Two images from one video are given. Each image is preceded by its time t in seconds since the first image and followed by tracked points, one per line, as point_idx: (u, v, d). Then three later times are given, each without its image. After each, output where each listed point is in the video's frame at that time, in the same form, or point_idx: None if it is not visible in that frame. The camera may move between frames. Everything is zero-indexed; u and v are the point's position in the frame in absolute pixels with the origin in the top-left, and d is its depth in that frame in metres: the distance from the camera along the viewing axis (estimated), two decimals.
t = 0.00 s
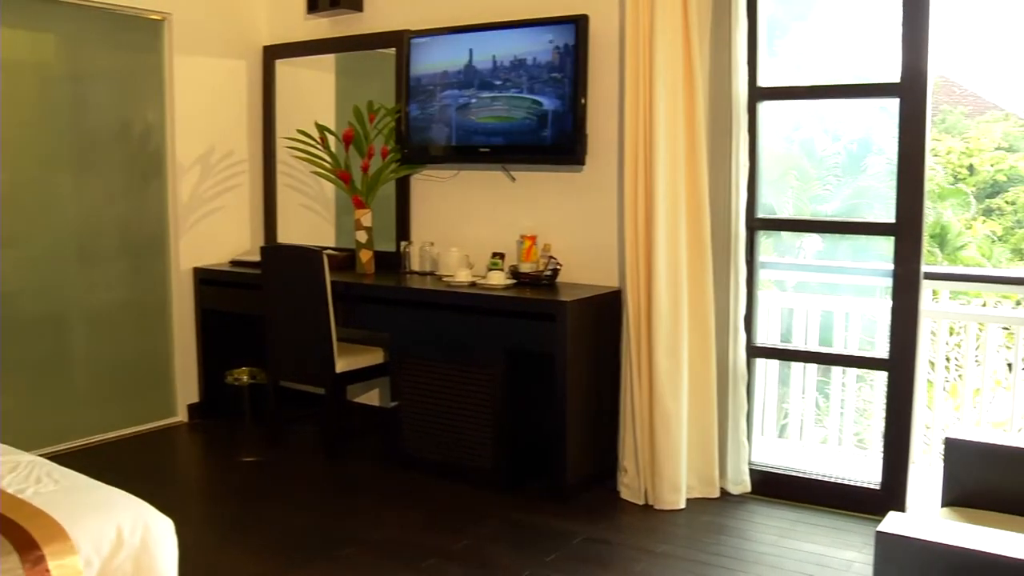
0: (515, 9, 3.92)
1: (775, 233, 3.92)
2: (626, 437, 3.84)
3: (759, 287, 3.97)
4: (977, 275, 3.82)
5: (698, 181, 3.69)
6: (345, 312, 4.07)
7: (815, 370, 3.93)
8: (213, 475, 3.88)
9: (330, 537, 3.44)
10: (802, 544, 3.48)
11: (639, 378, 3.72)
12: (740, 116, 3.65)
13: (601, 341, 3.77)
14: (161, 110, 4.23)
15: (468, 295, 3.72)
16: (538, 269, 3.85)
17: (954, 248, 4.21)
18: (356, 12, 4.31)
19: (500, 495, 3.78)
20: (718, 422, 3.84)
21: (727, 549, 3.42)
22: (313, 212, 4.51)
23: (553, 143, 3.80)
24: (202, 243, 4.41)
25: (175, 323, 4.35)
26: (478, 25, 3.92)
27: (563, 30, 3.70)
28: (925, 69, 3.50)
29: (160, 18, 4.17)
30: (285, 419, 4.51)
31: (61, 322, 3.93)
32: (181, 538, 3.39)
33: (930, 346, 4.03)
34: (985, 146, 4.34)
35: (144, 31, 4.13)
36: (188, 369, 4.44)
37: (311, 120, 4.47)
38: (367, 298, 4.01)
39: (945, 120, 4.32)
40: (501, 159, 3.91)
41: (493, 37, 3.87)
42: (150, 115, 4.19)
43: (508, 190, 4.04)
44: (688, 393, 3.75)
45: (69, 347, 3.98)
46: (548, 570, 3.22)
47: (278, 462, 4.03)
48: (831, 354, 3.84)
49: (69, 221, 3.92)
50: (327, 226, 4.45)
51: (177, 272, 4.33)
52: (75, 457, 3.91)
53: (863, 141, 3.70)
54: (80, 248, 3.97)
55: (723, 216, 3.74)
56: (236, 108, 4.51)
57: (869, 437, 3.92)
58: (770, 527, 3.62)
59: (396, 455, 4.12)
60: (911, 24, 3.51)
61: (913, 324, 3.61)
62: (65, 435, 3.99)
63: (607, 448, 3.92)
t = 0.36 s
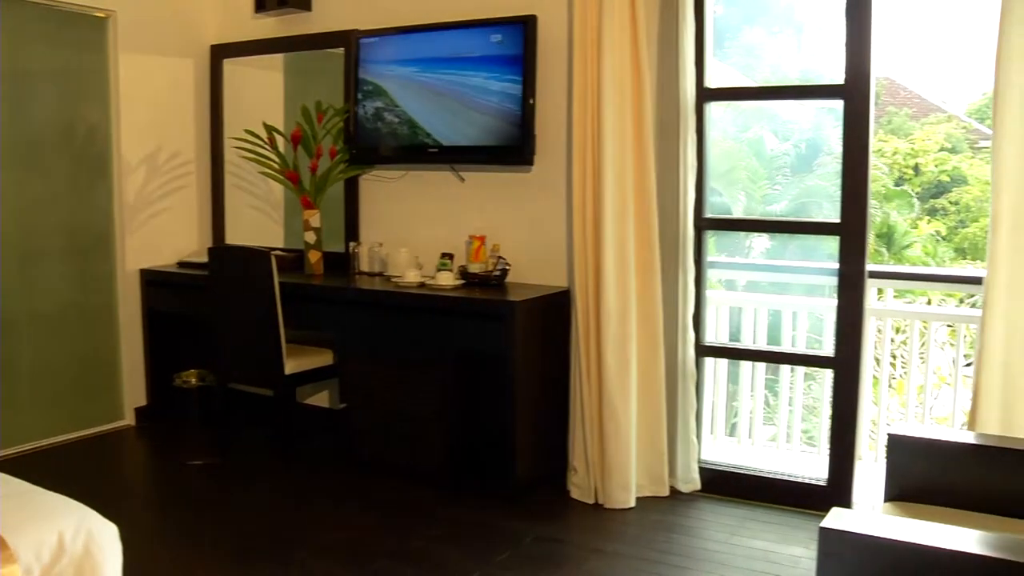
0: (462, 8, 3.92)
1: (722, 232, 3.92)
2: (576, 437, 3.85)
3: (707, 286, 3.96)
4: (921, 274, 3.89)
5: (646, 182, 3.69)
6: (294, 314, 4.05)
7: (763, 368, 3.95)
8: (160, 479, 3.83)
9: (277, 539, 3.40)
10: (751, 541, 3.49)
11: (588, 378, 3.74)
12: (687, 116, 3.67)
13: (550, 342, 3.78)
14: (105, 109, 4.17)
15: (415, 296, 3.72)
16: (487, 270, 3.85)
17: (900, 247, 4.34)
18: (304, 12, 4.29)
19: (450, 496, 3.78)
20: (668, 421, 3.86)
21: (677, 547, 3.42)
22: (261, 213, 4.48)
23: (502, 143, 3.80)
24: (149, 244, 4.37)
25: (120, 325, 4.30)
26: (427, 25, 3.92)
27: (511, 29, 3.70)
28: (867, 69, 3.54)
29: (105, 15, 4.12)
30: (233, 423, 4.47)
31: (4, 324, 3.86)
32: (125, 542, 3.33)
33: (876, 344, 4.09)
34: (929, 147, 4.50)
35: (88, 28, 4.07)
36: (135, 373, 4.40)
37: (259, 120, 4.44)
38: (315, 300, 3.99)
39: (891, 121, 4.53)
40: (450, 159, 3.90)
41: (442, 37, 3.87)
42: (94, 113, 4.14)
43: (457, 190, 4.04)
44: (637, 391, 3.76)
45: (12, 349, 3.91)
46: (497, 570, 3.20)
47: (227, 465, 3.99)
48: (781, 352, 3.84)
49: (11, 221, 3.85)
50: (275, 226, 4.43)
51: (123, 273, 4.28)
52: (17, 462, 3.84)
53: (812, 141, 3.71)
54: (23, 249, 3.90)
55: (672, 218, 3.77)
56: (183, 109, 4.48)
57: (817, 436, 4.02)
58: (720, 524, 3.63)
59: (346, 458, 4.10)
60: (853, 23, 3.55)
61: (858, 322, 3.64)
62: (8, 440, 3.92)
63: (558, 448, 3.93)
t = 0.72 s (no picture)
0: (405, 8, 3.91)
1: (665, 232, 3.94)
2: (522, 437, 3.85)
3: (652, 284, 3.97)
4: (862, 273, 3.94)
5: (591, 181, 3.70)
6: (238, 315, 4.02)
7: (708, 366, 3.96)
8: (102, 484, 3.78)
9: (220, 541, 3.36)
10: (696, 538, 3.51)
11: (533, 376, 3.75)
12: (631, 116, 3.68)
13: (496, 341, 3.78)
14: (43, 106, 4.11)
15: (359, 299, 3.67)
16: (432, 270, 3.85)
17: (844, 247, 4.46)
18: (248, 11, 4.26)
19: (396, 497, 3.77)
20: (613, 420, 3.87)
21: (623, 545, 3.43)
22: (205, 215, 4.45)
23: (447, 143, 3.80)
24: (91, 245, 4.32)
25: (59, 327, 4.25)
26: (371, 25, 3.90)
27: (456, 29, 3.70)
28: (807, 69, 3.58)
29: (41, 11, 4.05)
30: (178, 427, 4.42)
31: None
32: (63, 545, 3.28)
33: (820, 342, 4.12)
34: (872, 148, 4.62)
35: (23, 24, 4.01)
36: (75, 376, 4.34)
37: (201, 120, 4.40)
38: (259, 302, 3.96)
39: (835, 122, 4.64)
40: (395, 159, 3.89)
41: (387, 37, 3.86)
42: (31, 111, 4.07)
43: (402, 190, 4.03)
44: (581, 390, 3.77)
45: None
46: (443, 570, 3.18)
47: (170, 469, 3.95)
48: (725, 351, 3.86)
49: None
50: (218, 227, 4.40)
51: (63, 274, 4.23)
52: None
53: (757, 141, 3.74)
54: None
55: (616, 216, 3.78)
56: (124, 109, 4.43)
57: (761, 432, 3.96)
58: (666, 522, 3.65)
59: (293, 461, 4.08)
60: (792, 24, 3.59)
61: (800, 320, 3.68)
62: None
63: (504, 447, 3.93)
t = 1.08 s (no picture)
0: (353, 7, 3.90)
1: (614, 232, 3.95)
2: (471, 438, 3.85)
3: (600, 283, 3.99)
4: (803, 273, 3.96)
5: (538, 181, 3.70)
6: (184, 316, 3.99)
7: (656, 366, 3.98)
8: (42, 488, 3.73)
9: (161, 544, 3.32)
10: (644, 536, 3.53)
11: (481, 377, 3.76)
12: (578, 117, 3.69)
13: (444, 342, 3.78)
14: None
15: (306, 299, 3.64)
16: (379, 271, 3.84)
17: (792, 246, 4.73)
18: (194, 10, 4.22)
19: (344, 497, 3.77)
20: (562, 421, 3.88)
21: (571, 544, 3.44)
22: (150, 215, 4.42)
23: (394, 143, 3.79)
24: (32, 246, 4.26)
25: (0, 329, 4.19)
26: (318, 24, 3.89)
27: (404, 30, 3.70)
28: (750, 71, 3.62)
29: None
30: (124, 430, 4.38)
31: None
32: None
33: (765, 340, 4.15)
34: (820, 147, 4.89)
35: None
36: (18, 380, 4.29)
37: (147, 119, 4.37)
38: (205, 303, 3.92)
39: (784, 122, 4.96)
40: (342, 159, 3.88)
41: (334, 37, 3.85)
42: None
43: (349, 191, 4.01)
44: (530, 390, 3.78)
45: None
46: (387, 570, 3.17)
47: (114, 473, 3.91)
48: (672, 350, 3.89)
49: None
50: (164, 227, 4.38)
51: (4, 276, 4.17)
52: None
53: (706, 141, 3.75)
54: None
55: (563, 214, 3.78)
56: (67, 109, 4.37)
57: (710, 430, 3.97)
58: (614, 521, 3.66)
59: (239, 465, 4.05)
60: (738, 26, 3.62)
61: (746, 319, 3.71)
62: None
63: (452, 447, 3.92)
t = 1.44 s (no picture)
0: (312, 7, 3.88)
1: (575, 232, 3.96)
2: (431, 439, 3.85)
3: (560, 283, 4.00)
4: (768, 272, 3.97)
5: (498, 182, 3.70)
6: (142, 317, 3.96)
7: (617, 365, 4.00)
8: None
9: (118, 547, 3.28)
10: (606, 535, 3.54)
11: (441, 377, 3.75)
12: (537, 117, 3.70)
13: (403, 343, 3.77)
14: None
15: (264, 300, 3.62)
16: (339, 271, 3.83)
17: (752, 246, 4.88)
18: (151, 8, 4.19)
19: (304, 498, 3.76)
20: (522, 421, 3.88)
21: (531, 544, 3.44)
22: (108, 216, 4.39)
23: (353, 143, 3.77)
24: None
25: None
26: (277, 24, 3.87)
27: (363, 30, 3.68)
28: (708, 71, 3.64)
29: None
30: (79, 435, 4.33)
31: None
32: None
33: (724, 339, 4.18)
34: (780, 147, 5.00)
35: None
36: None
37: (103, 118, 4.34)
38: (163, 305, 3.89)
39: (745, 122, 5.10)
40: (301, 159, 3.86)
41: (295, 36, 3.83)
42: None
43: (308, 191, 4.00)
44: (490, 390, 3.78)
45: None
46: (347, 571, 3.16)
47: (71, 478, 3.87)
48: (633, 350, 3.90)
49: None
50: (122, 227, 4.36)
51: None
52: None
53: (666, 141, 3.77)
54: None
55: (523, 214, 3.79)
56: (19, 107, 4.35)
57: (671, 429, 4.00)
58: (576, 520, 3.67)
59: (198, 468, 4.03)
60: (697, 27, 3.64)
61: (705, 319, 3.73)
62: None
63: (412, 448, 3.92)
